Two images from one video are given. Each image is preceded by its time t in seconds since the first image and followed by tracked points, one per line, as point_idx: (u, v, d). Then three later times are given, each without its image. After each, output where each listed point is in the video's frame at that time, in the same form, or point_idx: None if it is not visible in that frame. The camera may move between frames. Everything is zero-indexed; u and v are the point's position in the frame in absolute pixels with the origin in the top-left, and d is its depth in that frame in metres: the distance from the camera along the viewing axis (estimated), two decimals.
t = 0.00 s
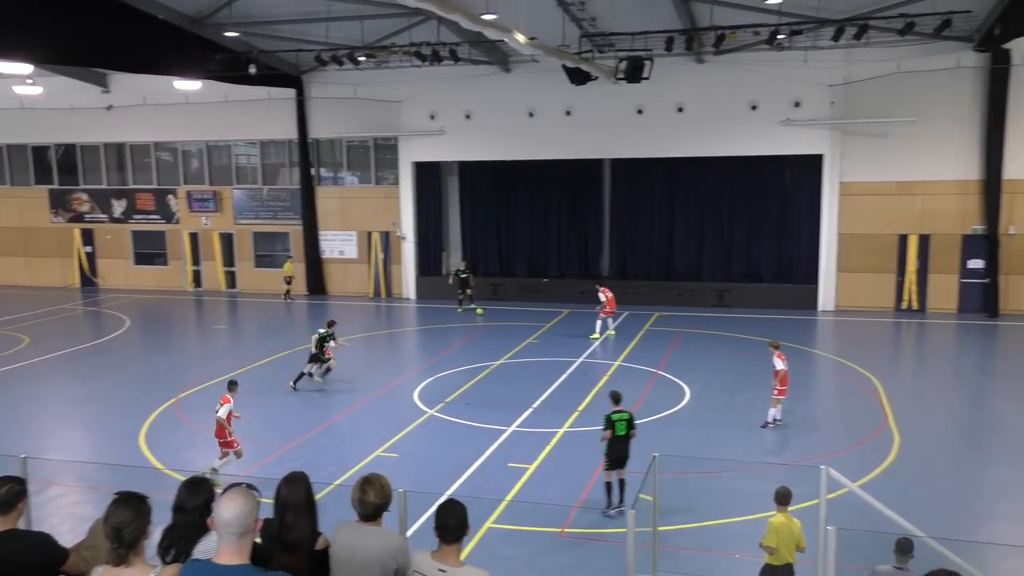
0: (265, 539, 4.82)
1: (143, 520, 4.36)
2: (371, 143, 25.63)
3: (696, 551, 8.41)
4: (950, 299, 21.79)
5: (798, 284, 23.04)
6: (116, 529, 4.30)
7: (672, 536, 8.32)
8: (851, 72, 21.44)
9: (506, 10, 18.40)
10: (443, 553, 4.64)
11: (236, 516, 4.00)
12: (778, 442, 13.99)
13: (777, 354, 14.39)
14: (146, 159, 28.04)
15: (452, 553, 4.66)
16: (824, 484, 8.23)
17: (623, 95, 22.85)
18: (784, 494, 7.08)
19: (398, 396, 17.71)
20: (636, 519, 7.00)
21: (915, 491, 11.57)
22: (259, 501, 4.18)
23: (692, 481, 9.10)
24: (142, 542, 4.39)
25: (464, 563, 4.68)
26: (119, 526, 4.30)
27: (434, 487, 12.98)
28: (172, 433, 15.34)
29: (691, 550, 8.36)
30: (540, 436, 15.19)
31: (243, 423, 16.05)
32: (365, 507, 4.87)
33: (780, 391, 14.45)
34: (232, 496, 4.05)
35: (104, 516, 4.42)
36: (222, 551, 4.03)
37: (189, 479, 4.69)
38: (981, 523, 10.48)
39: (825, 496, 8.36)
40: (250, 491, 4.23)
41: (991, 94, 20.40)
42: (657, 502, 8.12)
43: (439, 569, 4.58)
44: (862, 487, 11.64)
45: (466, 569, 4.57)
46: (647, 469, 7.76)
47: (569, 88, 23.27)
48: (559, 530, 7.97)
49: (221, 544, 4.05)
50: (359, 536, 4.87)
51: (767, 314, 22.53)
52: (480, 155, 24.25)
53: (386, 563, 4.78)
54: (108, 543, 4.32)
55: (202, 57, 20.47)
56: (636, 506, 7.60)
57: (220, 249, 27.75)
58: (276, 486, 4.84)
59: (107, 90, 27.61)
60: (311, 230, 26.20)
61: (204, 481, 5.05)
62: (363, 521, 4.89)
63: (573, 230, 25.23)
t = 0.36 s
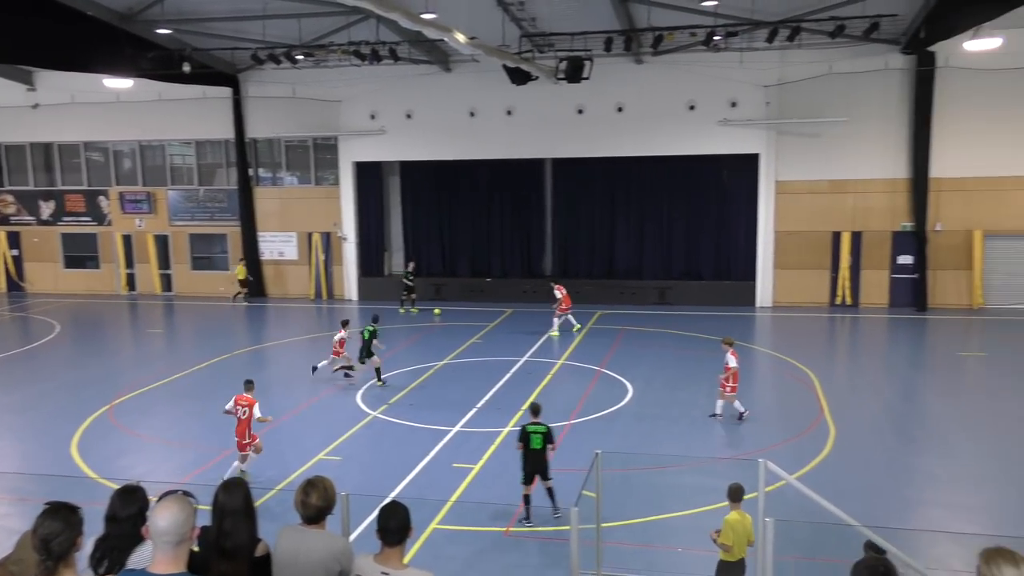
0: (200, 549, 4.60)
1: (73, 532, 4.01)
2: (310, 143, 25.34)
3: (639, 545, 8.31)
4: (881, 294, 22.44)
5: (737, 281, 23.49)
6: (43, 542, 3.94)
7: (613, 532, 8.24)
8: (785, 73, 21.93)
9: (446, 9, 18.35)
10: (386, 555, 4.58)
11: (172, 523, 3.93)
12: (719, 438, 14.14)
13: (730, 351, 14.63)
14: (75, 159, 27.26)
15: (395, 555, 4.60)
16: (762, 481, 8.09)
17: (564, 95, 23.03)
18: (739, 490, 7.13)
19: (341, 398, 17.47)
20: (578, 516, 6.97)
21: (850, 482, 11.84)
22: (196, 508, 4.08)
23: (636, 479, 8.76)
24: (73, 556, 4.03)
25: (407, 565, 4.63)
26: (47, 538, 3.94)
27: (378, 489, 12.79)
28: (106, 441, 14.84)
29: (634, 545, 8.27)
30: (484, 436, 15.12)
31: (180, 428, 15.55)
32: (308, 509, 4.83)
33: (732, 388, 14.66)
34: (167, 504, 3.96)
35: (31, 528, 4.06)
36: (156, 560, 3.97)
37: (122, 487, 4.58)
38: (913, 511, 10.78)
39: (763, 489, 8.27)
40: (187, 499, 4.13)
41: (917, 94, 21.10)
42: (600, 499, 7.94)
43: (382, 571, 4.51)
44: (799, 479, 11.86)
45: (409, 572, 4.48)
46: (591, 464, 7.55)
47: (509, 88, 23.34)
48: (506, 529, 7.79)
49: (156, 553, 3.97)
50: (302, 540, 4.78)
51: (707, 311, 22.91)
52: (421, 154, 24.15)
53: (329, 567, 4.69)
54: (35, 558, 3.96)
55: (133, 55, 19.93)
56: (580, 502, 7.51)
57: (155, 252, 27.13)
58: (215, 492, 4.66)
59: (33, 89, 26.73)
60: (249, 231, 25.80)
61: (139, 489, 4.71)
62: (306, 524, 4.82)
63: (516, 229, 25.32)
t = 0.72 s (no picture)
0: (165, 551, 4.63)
1: (31, 538, 3.97)
2: (273, 143, 25.18)
3: (608, 546, 8.24)
4: (843, 293, 22.76)
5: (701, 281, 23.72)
6: None
7: (582, 531, 8.13)
8: (746, 74, 22.17)
9: (410, 10, 18.29)
10: (352, 557, 4.57)
11: (134, 530, 3.90)
12: (684, 437, 14.21)
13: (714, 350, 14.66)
14: (31, 160, 26.80)
15: (361, 557, 4.60)
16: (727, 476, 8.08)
17: (528, 95, 23.08)
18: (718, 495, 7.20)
19: (305, 400, 17.31)
20: (545, 516, 6.97)
21: (811, 479, 11.98)
22: (158, 514, 4.06)
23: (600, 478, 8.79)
24: (30, 564, 3.99)
25: (373, 568, 4.63)
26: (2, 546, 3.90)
27: (343, 492, 12.67)
28: (64, 447, 14.58)
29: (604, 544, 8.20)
30: (450, 436, 15.04)
31: (141, 433, 15.30)
32: (273, 511, 4.80)
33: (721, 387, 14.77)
34: (128, 510, 3.92)
35: None
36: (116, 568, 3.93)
37: (82, 491, 4.46)
38: (872, 507, 10.93)
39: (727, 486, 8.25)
40: (149, 503, 4.10)
41: (876, 96, 21.46)
42: (567, 498, 7.78)
43: (347, 573, 4.51)
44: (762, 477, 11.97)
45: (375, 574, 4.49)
46: (559, 463, 7.43)
47: (473, 89, 23.35)
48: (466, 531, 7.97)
49: (116, 560, 3.94)
50: (267, 542, 4.74)
51: (671, 311, 23.09)
52: (385, 155, 24.08)
53: (295, 570, 4.65)
54: None
55: (90, 54, 19.61)
56: (548, 502, 7.49)
57: (115, 254, 26.78)
58: (177, 497, 4.62)
59: None
60: (212, 233, 25.59)
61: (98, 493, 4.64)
62: (270, 527, 4.79)
63: (482, 230, 25.36)
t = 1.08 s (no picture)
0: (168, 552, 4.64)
1: (35, 537, 3.99)
2: (276, 143, 25.22)
3: (610, 546, 8.22)
4: (846, 294, 22.76)
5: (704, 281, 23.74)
6: (3, 549, 3.93)
7: (585, 531, 8.12)
8: (750, 75, 22.15)
9: (413, 10, 18.29)
10: (355, 557, 4.58)
11: (137, 529, 3.90)
12: (687, 438, 14.20)
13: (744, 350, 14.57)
14: (35, 159, 26.85)
15: (365, 557, 4.61)
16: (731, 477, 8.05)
17: (532, 96, 23.08)
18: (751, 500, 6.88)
19: (309, 399, 17.32)
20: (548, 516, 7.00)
21: (815, 480, 11.97)
22: (162, 512, 4.06)
23: (604, 478, 8.79)
24: (34, 562, 4.02)
25: (376, 568, 4.63)
26: (7, 544, 3.93)
27: (346, 492, 12.68)
28: (68, 445, 14.59)
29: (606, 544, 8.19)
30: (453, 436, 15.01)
31: (145, 432, 15.31)
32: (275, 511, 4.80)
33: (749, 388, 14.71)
34: (132, 509, 3.91)
35: None
36: (121, 567, 3.94)
37: (83, 490, 4.46)
38: (875, 508, 10.92)
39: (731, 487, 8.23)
40: (153, 502, 4.10)
41: (880, 97, 21.44)
42: (570, 498, 7.76)
43: (351, 573, 4.51)
44: (765, 478, 11.97)
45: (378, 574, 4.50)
46: (562, 463, 7.41)
47: (476, 89, 23.35)
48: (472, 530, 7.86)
49: (120, 558, 3.95)
50: (269, 541, 4.74)
51: (674, 312, 23.09)
52: (388, 156, 24.10)
53: (297, 569, 4.65)
54: None
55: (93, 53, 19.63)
56: (550, 502, 7.50)
57: (118, 253, 26.82)
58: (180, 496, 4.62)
59: None
60: (215, 232, 25.63)
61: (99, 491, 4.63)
62: (272, 526, 4.79)
63: (485, 230, 25.38)
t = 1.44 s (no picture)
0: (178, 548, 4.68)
1: (48, 534, 4.04)
2: (286, 142, 25.28)
3: (620, 547, 8.18)
4: (856, 294, 22.69)
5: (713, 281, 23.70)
6: (17, 546, 3.98)
7: (593, 532, 8.11)
8: (760, 74, 22.10)
9: (423, 10, 18.32)
10: (364, 556, 4.60)
11: (147, 528, 3.92)
12: (697, 438, 14.18)
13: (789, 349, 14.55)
14: (47, 158, 26.97)
15: (374, 556, 4.63)
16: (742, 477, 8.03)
17: (541, 95, 23.08)
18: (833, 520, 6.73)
19: (319, 397, 17.35)
20: (558, 516, 6.96)
21: (825, 480, 11.94)
22: (172, 510, 4.07)
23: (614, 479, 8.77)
24: (47, 559, 4.06)
25: (386, 567, 4.65)
26: (20, 541, 3.98)
27: (356, 491, 12.70)
28: (79, 443, 14.65)
29: (616, 545, 8.15)
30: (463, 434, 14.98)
31: (155, 430, 15.35)
32: (284, 509, 4.82)
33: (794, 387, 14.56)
34: (143, 507, 3.93)
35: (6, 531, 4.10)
36: (132, 565, 3.96)
37: (93, 488, 4.50)
38: (886, 509, 10.89)
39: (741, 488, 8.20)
40: (164, 500, 4.12)
41: (891, 97, 21.37)
42: (579, 498, 7.72)
43: (360, 572, 4.53)
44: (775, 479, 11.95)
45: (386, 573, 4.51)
46: (571, 462, 7.35)
47: (486, 88, 23.37)
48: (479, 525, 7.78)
49: (131, 556, 3.97)
50: (278, 539, 4.75)
51: (683, 312, 23.05)
52: (397, 155, 24.14)
53: (306, 567, 4.66)
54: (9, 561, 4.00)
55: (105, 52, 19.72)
56: (560, 502, 7.44)
57: (129, 251, 26.91)
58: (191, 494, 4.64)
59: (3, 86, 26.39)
60: (225, 232, 25.70)
61: (110, 489, 4.66)
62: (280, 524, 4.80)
63: (494, 229, 25.38)
